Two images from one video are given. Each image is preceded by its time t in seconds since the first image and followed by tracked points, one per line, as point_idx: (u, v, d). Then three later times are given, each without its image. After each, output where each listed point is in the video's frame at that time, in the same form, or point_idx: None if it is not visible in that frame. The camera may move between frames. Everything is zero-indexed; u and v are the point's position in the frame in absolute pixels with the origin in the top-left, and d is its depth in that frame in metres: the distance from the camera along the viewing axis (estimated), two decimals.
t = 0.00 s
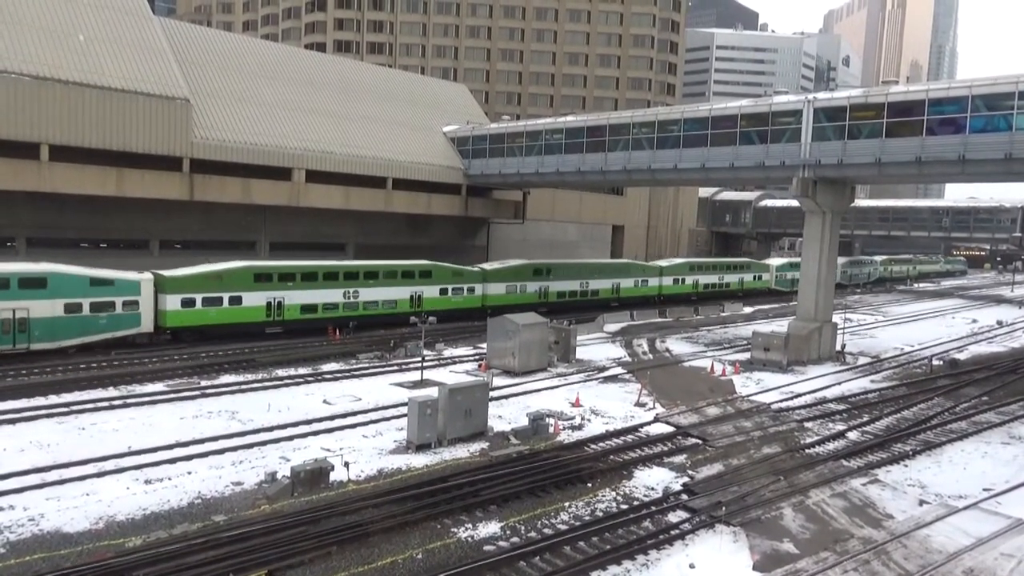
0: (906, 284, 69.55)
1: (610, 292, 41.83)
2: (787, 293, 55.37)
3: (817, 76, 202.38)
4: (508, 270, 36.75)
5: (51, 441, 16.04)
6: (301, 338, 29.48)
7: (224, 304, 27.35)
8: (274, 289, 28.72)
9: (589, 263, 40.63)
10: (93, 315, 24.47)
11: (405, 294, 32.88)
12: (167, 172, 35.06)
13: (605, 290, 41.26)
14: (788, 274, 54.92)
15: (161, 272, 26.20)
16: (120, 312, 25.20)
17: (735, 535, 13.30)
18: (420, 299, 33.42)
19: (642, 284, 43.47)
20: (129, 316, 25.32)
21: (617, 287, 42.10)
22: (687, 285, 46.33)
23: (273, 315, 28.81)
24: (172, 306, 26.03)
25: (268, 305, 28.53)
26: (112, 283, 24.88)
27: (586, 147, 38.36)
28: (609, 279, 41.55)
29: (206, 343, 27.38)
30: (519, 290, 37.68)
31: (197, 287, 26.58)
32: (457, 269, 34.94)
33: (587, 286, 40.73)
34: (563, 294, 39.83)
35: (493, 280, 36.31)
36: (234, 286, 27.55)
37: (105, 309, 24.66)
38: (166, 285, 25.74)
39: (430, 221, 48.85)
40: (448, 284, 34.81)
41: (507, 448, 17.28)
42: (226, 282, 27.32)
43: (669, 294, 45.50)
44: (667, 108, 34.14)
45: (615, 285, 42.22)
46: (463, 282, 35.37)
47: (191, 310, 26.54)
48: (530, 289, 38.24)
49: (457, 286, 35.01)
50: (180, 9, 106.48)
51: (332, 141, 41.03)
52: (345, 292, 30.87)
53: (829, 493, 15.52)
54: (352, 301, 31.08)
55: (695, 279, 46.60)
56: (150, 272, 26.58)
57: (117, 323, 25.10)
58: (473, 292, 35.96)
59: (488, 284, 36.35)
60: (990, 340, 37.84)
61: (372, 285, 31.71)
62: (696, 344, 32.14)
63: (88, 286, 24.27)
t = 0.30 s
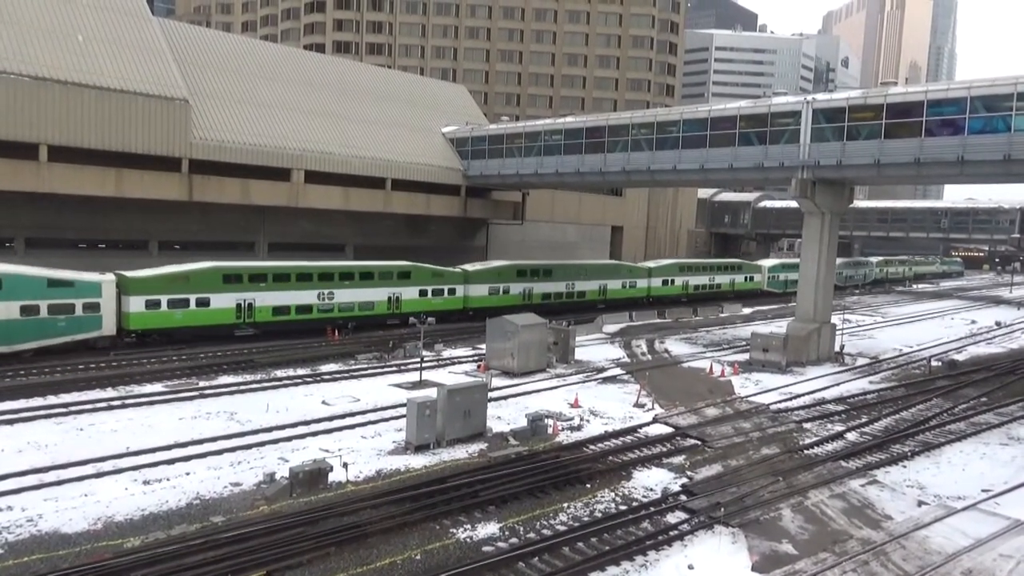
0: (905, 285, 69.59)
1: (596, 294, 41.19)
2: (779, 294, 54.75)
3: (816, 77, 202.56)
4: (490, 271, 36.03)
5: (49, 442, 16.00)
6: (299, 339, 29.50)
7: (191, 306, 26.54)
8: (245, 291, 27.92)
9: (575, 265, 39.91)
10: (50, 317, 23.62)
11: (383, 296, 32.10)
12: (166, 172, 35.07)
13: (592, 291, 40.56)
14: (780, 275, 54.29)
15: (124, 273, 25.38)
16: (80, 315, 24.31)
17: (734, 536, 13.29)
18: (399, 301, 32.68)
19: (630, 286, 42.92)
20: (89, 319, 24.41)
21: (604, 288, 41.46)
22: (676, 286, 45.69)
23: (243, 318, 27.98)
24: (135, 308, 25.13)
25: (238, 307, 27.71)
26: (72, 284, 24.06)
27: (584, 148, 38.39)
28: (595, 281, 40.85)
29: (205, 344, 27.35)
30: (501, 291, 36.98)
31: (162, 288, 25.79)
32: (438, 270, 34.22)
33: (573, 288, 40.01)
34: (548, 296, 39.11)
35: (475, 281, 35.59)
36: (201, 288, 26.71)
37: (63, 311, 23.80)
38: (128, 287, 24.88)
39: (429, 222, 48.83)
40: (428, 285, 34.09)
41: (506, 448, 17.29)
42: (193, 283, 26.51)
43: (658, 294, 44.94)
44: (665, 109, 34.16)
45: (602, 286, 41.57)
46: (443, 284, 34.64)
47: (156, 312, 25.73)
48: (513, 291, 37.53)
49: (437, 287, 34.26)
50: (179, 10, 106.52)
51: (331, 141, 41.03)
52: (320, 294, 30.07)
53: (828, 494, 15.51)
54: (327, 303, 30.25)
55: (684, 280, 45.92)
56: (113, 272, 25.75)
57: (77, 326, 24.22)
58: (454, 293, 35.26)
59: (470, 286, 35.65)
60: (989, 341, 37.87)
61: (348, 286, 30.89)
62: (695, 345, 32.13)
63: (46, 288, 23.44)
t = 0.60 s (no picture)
0: (907, 287, 69.52)
1: (585, 296, 40.61)
2: (773, 296, 53.95)
3: (817, 79, 202.50)
4: (475, 273, 35.36)
5: (52, 444, 16.02)
6: (301, 340, 29.56)
7: (160, 309, 25.88)
8: (217, 293, 27.27)
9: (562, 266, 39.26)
10: (9, 321, 22.72)
11: (362, 299, 31.35)
12: (169, 174, 35.11)
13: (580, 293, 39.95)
14: (774, 277, 53.50)
15: (87, 276, 24.66)
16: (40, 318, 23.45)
17: (736, 538, 13.28)
18: (379, 304, 31.97)
19: (620, 288, 42.48)
20: (51, 323, 23.61)
21: (593, 290, 40.90)
22: (667, 289, 45.30)
23: (215, 321, 27.35)
24: (101, 311, 24.43)
25: (210, 310, 27.07)
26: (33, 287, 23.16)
27: (586, 150, 38.41)
28: (584, 283, 40.26)
29: (208, 346, 27.39)
30: (486, 294, 36.32)
31: (128, 291, 25.04)
32: (420, 272, 33.48)
33: (560, 290, 39.39)
34: (535, 298, 38.49)
35: (458, 284, 34.89)
36: (170, 290, 26.04)
37: (23, 315, 22.93)
38: (92, 289, 24.15)
39: (430, 224, 48.88)
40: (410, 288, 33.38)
41: (507, 450, 17.30)
42: (162, 286, 25.84)
43: (649, 297, 44.58)
44: (667, 111, 34.16)
45: (591, 288, 41.01)
46: (426, 286, 33.97)
47: (122, 315, 25.00)
48: (499, 293, 36.87)
49: (420, 290, 33.59)
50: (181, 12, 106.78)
51: (333, 144, 41.09)
52: (296, 296, 29.37)
53: (830, 496, 15.49)
54: (304, 306, 29.56)
55: (676, 282, 45.52)
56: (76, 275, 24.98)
57: (38, 330, 23.37)
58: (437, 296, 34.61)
59: (453, 288, 34.98)
60: (991, 342, 37.82)
61: (326, 289, 30.19)
62: (697, 347, 32.12)
63: (5, 291, 22.50)
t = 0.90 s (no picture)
0: (913, 289, 69.35)
1: (577, 299, 39.93)
2: (772, 299, 53.03)
3: (822, 81, 202.20)
4: (461, 275, 34.67)
5: (58, 445, 16.06)
6: (306, 342, 29.62)
7: (130, 313, 25.01)
8: (190, 296, 26.43)
9: (551, 268, 38.57)
10: None
11: (343, 302, 30.63)
12: (174, 176, 35.21)
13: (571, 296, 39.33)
14: (773, 279, 52.60)
15: (54, 278, 23.86)
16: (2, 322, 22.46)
17: (741, 541, 13.25)
18: (361, 308, 31.25)
19: (612, 290, 41.84)
20: (16, 326, 22.70)
21: (585, 293, 40.21)
22: (663, 292, 44.79)
23: (188, 325, 26.44)
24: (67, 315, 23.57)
25: (182, 313, 26.19)
26: None
27: (590, 152, 38.42)
28: (575, 285, 39.62)
29: (213, 347, 27.43)
30: (474, 296, 35.56)
31: (97, 293, 24.26)
32: (403, 274, 32.74)
33: (550, 293, 38.67)
34: (525, 301, 37.78)
35: (444, 287, 34.19)
36: (141, 293, 25.20)
37: None
38: (58, 292, 23.37)
39: (434, 225, 48.93)
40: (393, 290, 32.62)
41: (512, 452, 17.29)
42: (133, 289, 25.02)
43: (643, 299, 44.00)
44: (672, 113, 34.16)
45: (584, 291, 40.37)
46: (411, 288, 33.26)
47: (90, 319, 24.16)
48: (486, 296, 36.10)
49: (404, 292, 32.86)
50: (186, 15, 107.07)
51: (338, 145, 41.19)
52: (274, 299, 28.58)
53: (835, 499, 15.44)
54: (282, 309, 28.78)
55: (672, 285, 45.03)
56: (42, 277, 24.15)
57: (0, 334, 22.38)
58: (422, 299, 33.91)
59: (439, 291, 34.29)
60: (997, 345, 37.68)
61: (305, 292, 29.42)
62: (701, 349, 32.05)
63: None
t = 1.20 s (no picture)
0: (921, 295, 69.10)
1: (570, 303, 39.33)
2: (771, 305, 52.75)
3: (831, 85, 201.69)
4: (450, 278, 33.88)
5: (66, 444, 16.13)
6: (315, 343, 29.71)
7: (100, 315, 24.22)
8: (165, 298, 25.64)
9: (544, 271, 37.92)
10: None
11: (325, 305, 29.86)
12: (184, 177, 35.37)
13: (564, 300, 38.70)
14: (774, 284, 52.46)
15: (22, 278, 23.12)
16: None
17: (747, 546, 13.21)
18: (344, 311, 30.50)
19: (607, 294, 41.09)
20: None
21: (578, 297, 39.61)
22: (660, 296, 44.14)
23: (162, 328, 25.69)
24: (34, 316, 22.82)
25: (156, 315, 25.41)
26: None
27: (598, 155, 38.42)
28: (568, 289, 39.03)
29: (221, 348, 27.52)
30: (462, 299, 34.85)
31: (68, 294, 23.52)
32: (389, 276, 31.97)
33: (542, 297, 38.02)
34: (515, 305, 37.12)
35: (432, 290, 33.43)
36: (113, 295, 24.43)
37: None
38: (25, 292, 22.64)
39: (442, 228, 49.00)
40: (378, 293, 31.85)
41: (518, 455, 17.28)
42: (104, 290, 24.24)
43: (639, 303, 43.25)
44: (680, 117, 34.15)
45: (577, 295, 39.77)
46: (396, 291, 32.46)
47: (58, 320, 23.37)
48: (476, 299, 35.37)
49: (389, 296, 32.06)
50: (196, 16, 107.60)
51: (346, 148, 41.29)
52: (252, 302, 27.82)
53: (842, 505, 15.38)
54: (261, 312, 28.03)
55: (670, 289, 44.43)
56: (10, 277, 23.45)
57: None
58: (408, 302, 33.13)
59: (427, 294, 33.54)
60: (1006, 351, 37.49)
61: (285, 294, 28.67)
62: (708, 353, 31.97)
63: None
